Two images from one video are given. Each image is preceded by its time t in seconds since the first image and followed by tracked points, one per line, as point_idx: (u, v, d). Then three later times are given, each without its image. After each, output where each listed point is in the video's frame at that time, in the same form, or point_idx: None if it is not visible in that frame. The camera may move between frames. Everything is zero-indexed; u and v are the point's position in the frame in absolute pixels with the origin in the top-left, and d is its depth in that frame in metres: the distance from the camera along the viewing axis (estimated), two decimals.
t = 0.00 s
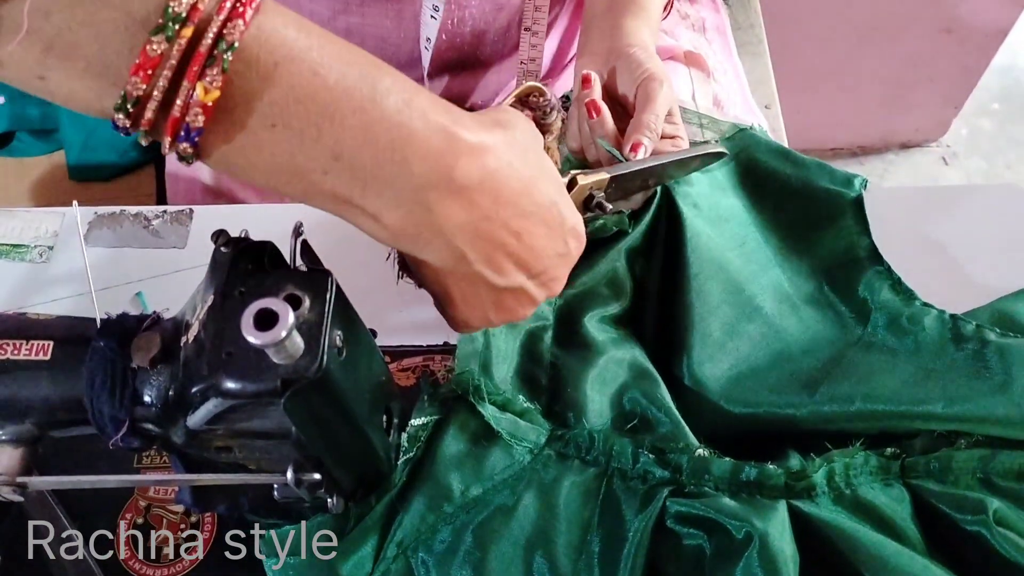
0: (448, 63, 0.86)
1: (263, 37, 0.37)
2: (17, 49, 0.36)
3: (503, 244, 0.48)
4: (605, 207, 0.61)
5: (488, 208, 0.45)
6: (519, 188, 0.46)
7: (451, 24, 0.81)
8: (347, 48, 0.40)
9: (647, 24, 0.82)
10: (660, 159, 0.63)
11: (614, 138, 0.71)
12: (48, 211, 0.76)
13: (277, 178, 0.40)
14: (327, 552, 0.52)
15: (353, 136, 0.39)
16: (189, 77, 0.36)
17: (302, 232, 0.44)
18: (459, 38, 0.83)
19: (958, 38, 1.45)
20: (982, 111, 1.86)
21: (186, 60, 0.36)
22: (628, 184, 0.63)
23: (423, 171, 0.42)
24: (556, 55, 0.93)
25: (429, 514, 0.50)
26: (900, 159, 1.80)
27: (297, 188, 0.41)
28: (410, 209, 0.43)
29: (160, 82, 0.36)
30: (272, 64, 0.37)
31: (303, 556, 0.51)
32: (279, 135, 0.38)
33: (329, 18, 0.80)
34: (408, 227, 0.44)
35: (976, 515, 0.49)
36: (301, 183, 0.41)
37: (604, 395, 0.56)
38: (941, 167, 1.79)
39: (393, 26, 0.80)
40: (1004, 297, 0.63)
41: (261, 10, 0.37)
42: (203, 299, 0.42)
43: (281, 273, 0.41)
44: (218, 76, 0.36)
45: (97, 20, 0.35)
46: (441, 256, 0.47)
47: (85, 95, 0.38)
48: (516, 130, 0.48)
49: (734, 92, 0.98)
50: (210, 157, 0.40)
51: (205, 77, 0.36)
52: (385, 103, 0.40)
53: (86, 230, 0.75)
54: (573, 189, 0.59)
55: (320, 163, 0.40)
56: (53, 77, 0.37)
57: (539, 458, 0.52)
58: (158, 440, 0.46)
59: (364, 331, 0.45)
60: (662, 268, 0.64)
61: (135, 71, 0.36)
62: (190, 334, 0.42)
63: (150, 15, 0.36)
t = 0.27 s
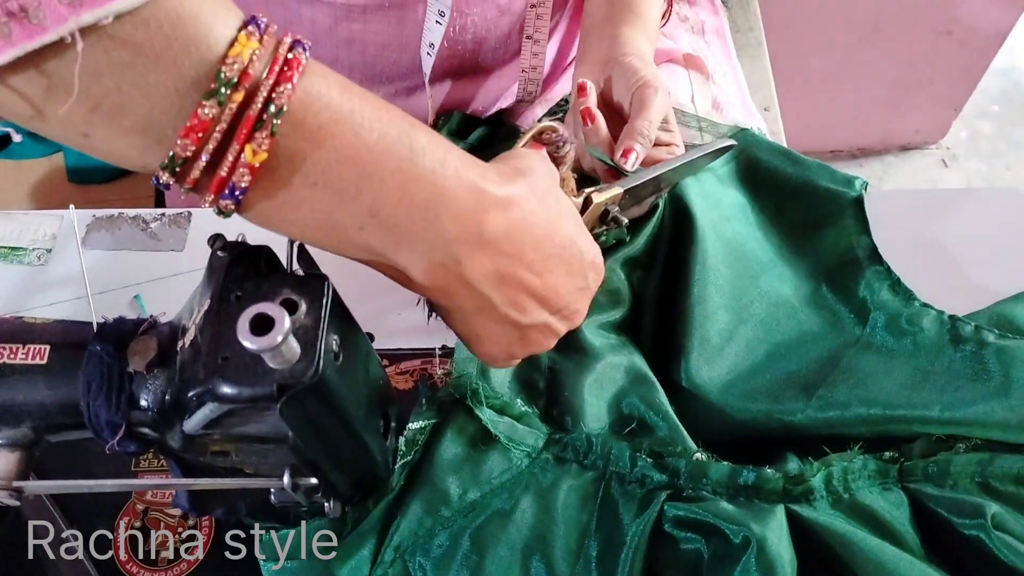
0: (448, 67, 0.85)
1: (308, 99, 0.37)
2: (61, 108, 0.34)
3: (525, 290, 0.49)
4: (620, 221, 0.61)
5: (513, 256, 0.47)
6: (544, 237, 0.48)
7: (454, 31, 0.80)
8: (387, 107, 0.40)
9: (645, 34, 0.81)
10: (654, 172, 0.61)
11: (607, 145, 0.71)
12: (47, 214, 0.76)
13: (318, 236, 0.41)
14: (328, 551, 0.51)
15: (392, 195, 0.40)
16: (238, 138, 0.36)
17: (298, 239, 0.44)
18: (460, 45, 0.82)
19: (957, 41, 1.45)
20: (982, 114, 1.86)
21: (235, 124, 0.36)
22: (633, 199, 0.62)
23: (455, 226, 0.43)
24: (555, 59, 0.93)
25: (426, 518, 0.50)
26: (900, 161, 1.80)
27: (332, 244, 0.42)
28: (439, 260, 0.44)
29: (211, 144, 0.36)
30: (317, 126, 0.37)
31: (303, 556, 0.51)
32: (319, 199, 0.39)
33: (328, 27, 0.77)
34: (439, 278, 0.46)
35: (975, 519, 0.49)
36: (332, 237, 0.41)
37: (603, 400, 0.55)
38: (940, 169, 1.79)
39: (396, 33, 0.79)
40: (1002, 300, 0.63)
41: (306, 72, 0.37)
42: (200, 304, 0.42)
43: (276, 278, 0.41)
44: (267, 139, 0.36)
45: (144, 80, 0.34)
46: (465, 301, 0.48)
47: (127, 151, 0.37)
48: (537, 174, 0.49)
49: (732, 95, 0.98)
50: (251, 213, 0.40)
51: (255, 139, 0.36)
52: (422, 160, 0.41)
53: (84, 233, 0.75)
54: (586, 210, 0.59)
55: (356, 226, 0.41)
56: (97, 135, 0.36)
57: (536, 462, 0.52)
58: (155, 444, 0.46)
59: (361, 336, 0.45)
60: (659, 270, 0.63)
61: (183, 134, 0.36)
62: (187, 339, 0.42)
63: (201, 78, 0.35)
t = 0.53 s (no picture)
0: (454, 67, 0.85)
1: (384, 102, 0.38)
2: (152, 122, 0.35)
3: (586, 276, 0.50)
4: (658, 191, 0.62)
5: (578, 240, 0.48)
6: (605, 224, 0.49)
7: (461, 30, 0.80)
8: (455, 106, 0.41)
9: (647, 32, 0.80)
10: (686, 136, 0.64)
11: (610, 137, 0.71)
12: (53, 212, 0.76)
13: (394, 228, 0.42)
14: (328, 552, 0.51)
15: (462, 190, 0.41)
16: (319, 142, 0.37)
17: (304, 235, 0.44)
18: (467, 45, 0.82)
19: (960, 40, 1.45)
20: (985, 113, 1.86)
21: (317, 128, 0.37)
22: (666, 165, 0.64)
23: (524, 217, 0.44)
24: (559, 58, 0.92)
25: (432, 515, 0.50)
26: (904, 160, 1.80)
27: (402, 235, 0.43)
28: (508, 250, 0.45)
29: (297, 151, 0.37)
30: (393, 127, 0.38)
31: (303, 555, 0.51)
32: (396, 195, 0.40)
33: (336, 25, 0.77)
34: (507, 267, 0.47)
35: (979, 517, 0.49)
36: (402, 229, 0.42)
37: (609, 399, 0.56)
38: (944, 168, 1.79)
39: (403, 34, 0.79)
40: (1007, 299, 0.63)
41: (379, 73, 0.38)
42: (208, 301, 0.42)
43: (284, 275, 0.41)
44: (350, 141, 0.37)
45: (230, 93, 0.35)
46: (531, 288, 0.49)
47: (208, 160, 0.37)
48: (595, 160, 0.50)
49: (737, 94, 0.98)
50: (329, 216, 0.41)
51: (337, 143, 0.37)
52: (490, 156, 0.42)
53: (90, 231, 0.75)
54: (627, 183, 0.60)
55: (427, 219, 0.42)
56: (182, 146, 0.36)
57: (541, 459, 0.52)
58: (162, 441, 0.46)
59: (368, 334, 0.45)
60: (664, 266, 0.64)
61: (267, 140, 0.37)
62: (194, 336, 0.42)
63: (286, 87, 0.36)
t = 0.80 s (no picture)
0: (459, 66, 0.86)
1: (411, 94, 0.39)
2: (184, 115, 0.35)
3: (598, 258, 0.53)
4: (673, 184, 0.62)
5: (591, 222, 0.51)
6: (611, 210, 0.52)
7: (466, 29, 0.81)
8: (478, 98, 0.43)
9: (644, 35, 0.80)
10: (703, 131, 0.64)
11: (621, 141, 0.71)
12: (56, 211, 0.76)
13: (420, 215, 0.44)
14: (328, 551, 0.51)
15: (486, 179, 0.44)
16: (352, 135, 0.38)
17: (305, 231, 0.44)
18: (471, 43, 0.83)
19: (965, 39, 1.45)
20: (990, 112, 1.85)
21: (348, 121, 0.38)
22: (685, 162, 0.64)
23: (545, 203, 0.47)
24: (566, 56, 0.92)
25: (434, 516, 0.50)
26: (908, 160, 1.80)
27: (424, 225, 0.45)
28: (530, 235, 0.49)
29: (327, 142, 0.38)
30: (421, 120, 0.40)
31: (303, 556, 0.51)
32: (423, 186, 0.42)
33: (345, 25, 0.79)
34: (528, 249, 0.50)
35: (984, 517, 0.49)
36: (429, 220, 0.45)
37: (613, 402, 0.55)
38: (948, 168, 1.79)
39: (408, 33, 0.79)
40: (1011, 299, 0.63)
41: (405, 67, 0.39)
42: (210, 300, 0.42)
43: (285, 274, 0.41)
44: (380, 133, 0.38)
45: (260, 84, 0.35)
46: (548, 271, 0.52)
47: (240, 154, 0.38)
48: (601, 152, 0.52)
49: (741, 93, 0.98)
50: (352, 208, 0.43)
51: (369, 135, 0.38)
52: (511, 146, 0.44)
53: (93, 230, 0.75)
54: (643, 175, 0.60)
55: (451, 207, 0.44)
56: (211, 140, 0.37)
57: (544, 459, 0.52)
58: (164, 440, 0.46)
59: (368, 330, 0.45)
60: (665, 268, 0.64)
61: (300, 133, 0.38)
62: (196, 335, 0.42)
63: (316, 79, 0.36)
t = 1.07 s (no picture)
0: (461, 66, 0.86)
1: (430, 91, 0.41)
2: (213, 115, 0.38)
3: (613, 248, 0.56)
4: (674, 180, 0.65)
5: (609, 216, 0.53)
6: (630, 202, 0.54)
7: (467, 25, 0.81)
8: (497, 94, 0.45)
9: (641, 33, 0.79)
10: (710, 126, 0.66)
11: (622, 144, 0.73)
12: (56, 209, 0.77)
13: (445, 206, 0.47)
14: (327, 551, 0.52)
15: (505, 171, 0.46)
16: (373, 132, 0.40)
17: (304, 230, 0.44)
18: (473, 41, 0.83)
19: (966, 37, 1.45)
20: (991, 109, 1.85)
21: (371, 118, 0.40)
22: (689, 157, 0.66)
23: (560, 197, 0.50)
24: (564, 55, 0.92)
25: (434, 514, 0.50)
26: (908, 158, 1.80)
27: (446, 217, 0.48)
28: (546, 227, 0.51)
29: (350, 140, 0.40)
30: (438, 116, 0.42)
31: (303, 556, 0.51)
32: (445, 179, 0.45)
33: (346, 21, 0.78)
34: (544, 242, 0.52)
35: (984, 515, 0.49)
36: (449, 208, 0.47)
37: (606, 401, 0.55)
38: (949, 165, 1.79)
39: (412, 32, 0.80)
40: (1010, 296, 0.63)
41: (425, 65, 0.41)
42: (209, 299, 0.42)
43: (283, 272, 0.41)
44: (401, 130, 0.40)
45: (283, 84, 0.37)
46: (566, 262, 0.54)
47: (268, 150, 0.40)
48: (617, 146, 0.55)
49: (741, 91, 0.98)
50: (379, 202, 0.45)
51: (391, 133, 0.40)
52: (527, 139, 0.46)
53: (93, 229, 0.75)
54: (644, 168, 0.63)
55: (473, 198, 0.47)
56: (235, 139, 0.39)
57: (543, 458, 0.52)
58: (164, 439, 0.46)
59: (367, 329, 0.45)
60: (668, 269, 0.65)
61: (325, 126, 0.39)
62: (195, 333, 0.42)
63: (340, 77, 0.38)
